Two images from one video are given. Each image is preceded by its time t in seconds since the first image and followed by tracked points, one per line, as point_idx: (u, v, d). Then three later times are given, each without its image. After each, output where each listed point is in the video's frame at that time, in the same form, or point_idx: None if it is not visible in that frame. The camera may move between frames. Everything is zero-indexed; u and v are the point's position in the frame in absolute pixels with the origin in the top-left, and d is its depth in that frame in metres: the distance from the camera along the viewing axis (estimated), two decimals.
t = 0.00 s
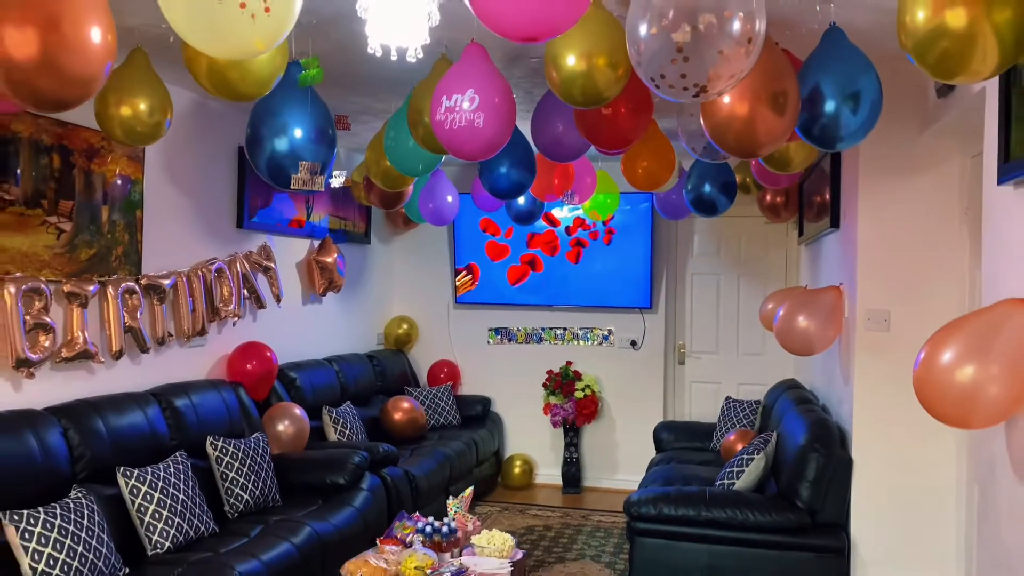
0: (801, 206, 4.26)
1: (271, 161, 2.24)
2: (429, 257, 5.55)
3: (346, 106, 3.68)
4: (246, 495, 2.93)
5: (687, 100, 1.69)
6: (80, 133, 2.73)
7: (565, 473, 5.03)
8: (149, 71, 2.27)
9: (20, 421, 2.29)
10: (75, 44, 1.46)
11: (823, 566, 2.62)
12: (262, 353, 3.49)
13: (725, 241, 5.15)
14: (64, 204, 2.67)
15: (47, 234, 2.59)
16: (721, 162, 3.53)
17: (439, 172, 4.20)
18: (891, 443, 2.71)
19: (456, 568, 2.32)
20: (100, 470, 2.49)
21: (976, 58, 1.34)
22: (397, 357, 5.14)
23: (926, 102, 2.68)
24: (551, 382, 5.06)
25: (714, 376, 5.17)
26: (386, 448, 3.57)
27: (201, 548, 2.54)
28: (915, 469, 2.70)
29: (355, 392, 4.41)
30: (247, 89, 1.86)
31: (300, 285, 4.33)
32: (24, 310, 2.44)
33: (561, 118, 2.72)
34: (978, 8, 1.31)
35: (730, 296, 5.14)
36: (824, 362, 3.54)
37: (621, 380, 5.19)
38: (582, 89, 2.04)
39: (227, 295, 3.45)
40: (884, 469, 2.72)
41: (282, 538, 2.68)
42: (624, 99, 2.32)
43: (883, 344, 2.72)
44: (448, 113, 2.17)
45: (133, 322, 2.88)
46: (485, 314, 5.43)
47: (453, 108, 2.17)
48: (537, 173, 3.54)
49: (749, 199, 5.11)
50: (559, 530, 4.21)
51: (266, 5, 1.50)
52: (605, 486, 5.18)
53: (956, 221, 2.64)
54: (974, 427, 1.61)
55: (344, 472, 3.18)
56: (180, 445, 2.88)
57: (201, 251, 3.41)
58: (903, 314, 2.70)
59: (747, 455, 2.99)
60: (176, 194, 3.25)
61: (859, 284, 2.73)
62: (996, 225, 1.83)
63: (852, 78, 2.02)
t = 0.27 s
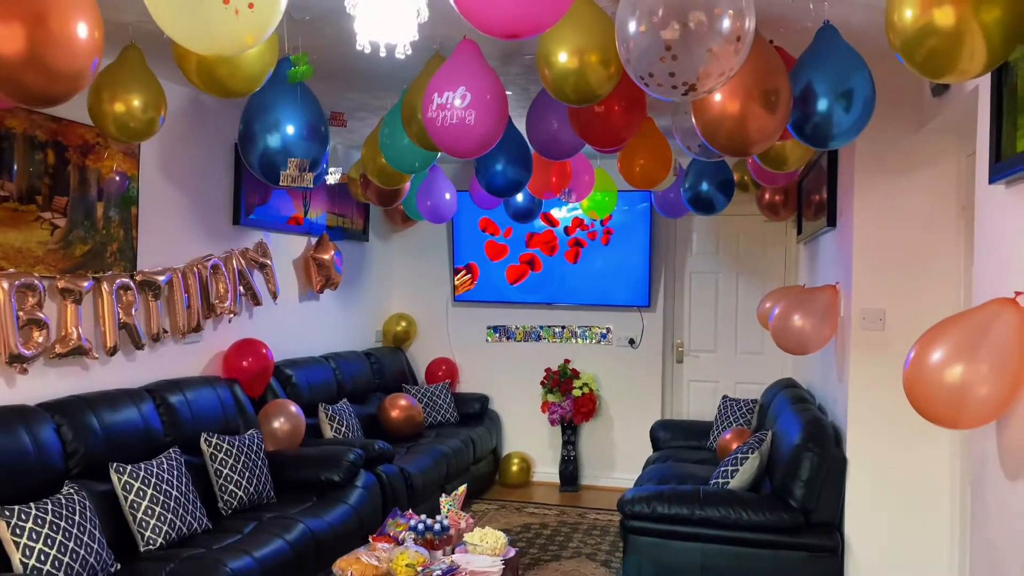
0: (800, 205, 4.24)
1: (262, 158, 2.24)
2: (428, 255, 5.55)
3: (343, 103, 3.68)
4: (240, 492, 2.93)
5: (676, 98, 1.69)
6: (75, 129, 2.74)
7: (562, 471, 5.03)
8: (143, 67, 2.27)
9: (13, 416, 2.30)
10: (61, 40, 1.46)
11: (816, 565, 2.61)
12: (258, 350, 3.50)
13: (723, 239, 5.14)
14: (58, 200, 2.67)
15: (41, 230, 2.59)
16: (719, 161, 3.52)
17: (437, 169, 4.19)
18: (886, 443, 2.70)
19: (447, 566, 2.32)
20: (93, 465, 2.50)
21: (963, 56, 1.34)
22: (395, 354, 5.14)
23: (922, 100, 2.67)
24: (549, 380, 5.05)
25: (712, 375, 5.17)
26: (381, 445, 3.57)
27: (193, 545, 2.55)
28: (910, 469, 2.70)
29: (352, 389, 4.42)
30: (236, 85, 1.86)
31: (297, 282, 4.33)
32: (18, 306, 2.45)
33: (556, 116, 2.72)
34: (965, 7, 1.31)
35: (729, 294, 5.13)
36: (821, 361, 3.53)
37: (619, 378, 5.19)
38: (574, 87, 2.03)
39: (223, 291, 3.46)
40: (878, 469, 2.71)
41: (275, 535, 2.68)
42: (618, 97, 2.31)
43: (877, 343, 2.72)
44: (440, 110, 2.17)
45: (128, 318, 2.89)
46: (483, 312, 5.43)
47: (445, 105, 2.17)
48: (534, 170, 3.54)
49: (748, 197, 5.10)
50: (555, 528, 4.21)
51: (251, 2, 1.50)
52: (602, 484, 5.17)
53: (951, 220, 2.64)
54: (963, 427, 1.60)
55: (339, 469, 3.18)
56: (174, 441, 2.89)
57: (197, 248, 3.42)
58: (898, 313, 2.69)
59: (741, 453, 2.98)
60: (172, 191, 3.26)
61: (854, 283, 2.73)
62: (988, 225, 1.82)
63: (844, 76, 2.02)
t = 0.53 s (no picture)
0: (799, 208, 4.24)
1: (257, 160, 2.26)
2: (428, 256, 5.57)
3: (342, 105, 3.69)
4: (236, 492, 2.95)
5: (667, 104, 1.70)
6: (74, 131, 2.76)
7: (561, 473, 5.04)
8: (141, 69, 2.28)
9: (10, 416, 2.32)
10: (55, 44, 1.48)
11: (809, 569, 2.61)
12: (257, 350, 3.51)
13: (723, 242, 5.14)
14: (57, 201, 2.69)
15: (40, 230, 2.62)
16: (717, 165, 3.52)
17: (437, 171, 4.20)
18: (880, 448, 2.71)
19: (440, 568, 2.33)
20: (89, 465, 2.52)
21: (950, 64, 1.34)
22: (394, 355, 5.15)
23: (917, 105, 2.68)
24: (548, 382, 5.06)
25: (711, 378, 5.17)
26: (378, 446, 3.59)
27: (188, 544, 2.56)
28: (904, 474, 2.70)
29: (351, 390, 4.43)
30: (231, 89, 1.88)
31: (296, 283, 4.34)
32: (16, 306, 2.47)
33: (552, 119, 2.73)
34: (951, 15, 1.31)
35: (728, 298, 5.13)
36: (818, 365, 3.53)
37: (618, 380, 5.19)
38: (568, 92, 2.04)
39: (222, 292, 3.48)
40: (872, 474, 2.71)
41: (270, 535, 2.70)
42: (612, 101, 2.33)
43: (872, 348, 2.72)
44: (435, 114, 2.19)
45: (126, 318, 2.91)
46: (483, 313, 5.44)
47: (439, 110, 2.18)
48: (532, 174, 3.54)
49: (748, 200, 5.10)
50: (552, 530, 4.22)
51: (239, 8, 1.52)
52: (600, 487, 5.18)
53: (946, 225, 2.64)
54: (951, 433, 1.60)
55: (336, 470, 3.20)
56: (171, 441, 2.91)
57: (196, 248, 3.44)
58: (893, 318, 2.69)
59: (736, 457, 2.99)
60: (171, 192, 3.28)
61: (850, 287, 2.73)
62: (979, 231, 1.82)
63: (837, 82, 2.03)
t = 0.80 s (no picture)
0: (801, 213, 4.24)
1: (256, 160, 2.27)
2: (430, 258, 5.58)
3: (345, 107, 3.71)
4: (236, 492, 2.96)
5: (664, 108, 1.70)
6: (78, 131, 2.78)
7: (562, 477, 5.03)
8: (144, 70, 2.30)
9: (11, 414, 2.34)
10: (54, 44, 1.49)
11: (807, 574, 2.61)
12: (258, 351, 3.53)
13: (725, 247, 5.14)
14: (60, 201, 2.71)
15: (43, 230, 2.64)
16: (718, 169, 3.52)
17: (439, 174, 4.21)
18: (879, 453, 2.70)
19: (436, 569, 2.33)
20: (89, 463, 2.53)
21: (943, 70, 1.36)
22: (396, 357, 5.16)
23: (917, 110, 2.68)
24: (549, 385, 5.06)
25: (713, 382, 5.17)
26: (378, 448, 3.60)
27: (187, 543, 2.58)
28: (903, 479, 2.69)
29: (352, 391, 4.44)
30: (231, 90, 1.89)
31: (298, 284, 4.36)
32: (18, 305, 2.49)
33: (553, 122, 2.74)
34: (945, 22, 1.34)
35: (730, 302, 5.13)
36: (818, 370, 3.53)
37: (619, 384, 5.19)
38: (567, 95, 2.05)
39: (224, 293, 3.49)
40: (871, 479, 2.71)
41: (269, 535, 2.71)
42: (611, 105, 2.33)
43: (871, 352, 2.72)
44: (434, 117, 2.20)
45: (127, 318, 2.93)
46: (485, 316, 5.45)
47: (438, 112, 2.19)
48: (534, 177, 3.55)
49: (750, 205, 5.10)
50: (552, 533, 4.22)
51: (236, 10, 1.54)
52: (601, 490, 5.17)
53: (946, 230, 2.64)
54: (945, 438, 1.60)
55: (335, 471, 3.20)
56: (172, 440, 2.92)
57: (198, 249, 3.46)
58: (892, 323, 2.69)
59: (735, 461, 2.98)
60: (174, 193, 3.30)
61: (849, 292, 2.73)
62: (976, 236, 1.83)
63: (835, 87, 2.03)
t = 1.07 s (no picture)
0: (806, 218, 4.24)
1: (262, 163, 2.30)
2: (435, 261, 5.60)
3: (350, 110, 3.74)
4: (240, 492, 2.98)
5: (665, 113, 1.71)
6: (86, 133, 2.81)
7: (565, 480, 5.01)
8: (152, 74, 2.33)
9: (17, 413, 2.36)
10: (62, 48, 1.52)
11: None
12: (263, 352, 3.55)
13: (730, 251, 5.15)
14: (68, 202, 2.74)
15: (50, 231, 2.67)
16: (723, 173, 3.53)
17: (445, 177, 4.23)
18: (881, 458, 2.70)
19: (437, 570, 2.35)
20: (95, 462, 2.56)
21: (940, 78, 1.37)
22: (401, 359, 5.18)
23: (919, 116, 2.69)
24: (553, 389, 5.07)
25: (717, 386, 5.17)
26: (382, 449, 3.61)
27: (191, 543, 2.60)
28: (905, 485, 2.69)
29: (356, 393, 4.46)
30: (236, 94, 1.92)
31: (304, 286, 4.39)
32: (25, 304, 2.52)
33: (556, 126, 2.75)
34: (941, 30, 1.35)
35: (734, 306, 5.13)
36: (821, 375, 3.53)
37: (623, 388, 5.19)
38: (569, 100, 2.06)
39: (229, 294, 3.52)
40: (872, 484, 2.70)
41: (272, 535, 2.73)
42: (614, 109, 2.35)
43: (873, 357, 2.73)
44: (438, 121, 2.22)
45: (133, 319, 2.96)
46: (490, 319, 5.46)
47: (442, 117, 2.21)
48: (539, 181, 3.56)
49: (755, 209, 5.11)
50: (555, 536, 4.22)
51: (241, 15, 1.56)
52: (604, 494, 5.17)
53: (949, 236, 2.64)
54: (944, 443, 1.61)
55: (339, 472, 3.22)
56: (177, 440, 2.95)
57: (205, 250, 3.49)
58: (894, 328, 2.69)
59: (737, 465, 2.98)
60: (181, 195, 3.33)
61: (852, 297, 2.73)
62: (976, 242, 1.83)
63: (836, 93, 2.04)
